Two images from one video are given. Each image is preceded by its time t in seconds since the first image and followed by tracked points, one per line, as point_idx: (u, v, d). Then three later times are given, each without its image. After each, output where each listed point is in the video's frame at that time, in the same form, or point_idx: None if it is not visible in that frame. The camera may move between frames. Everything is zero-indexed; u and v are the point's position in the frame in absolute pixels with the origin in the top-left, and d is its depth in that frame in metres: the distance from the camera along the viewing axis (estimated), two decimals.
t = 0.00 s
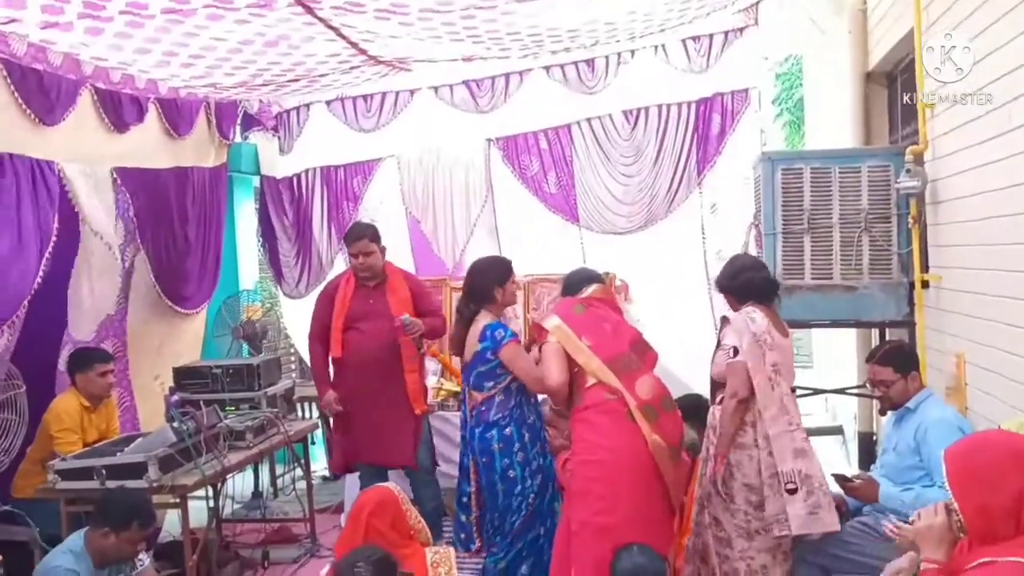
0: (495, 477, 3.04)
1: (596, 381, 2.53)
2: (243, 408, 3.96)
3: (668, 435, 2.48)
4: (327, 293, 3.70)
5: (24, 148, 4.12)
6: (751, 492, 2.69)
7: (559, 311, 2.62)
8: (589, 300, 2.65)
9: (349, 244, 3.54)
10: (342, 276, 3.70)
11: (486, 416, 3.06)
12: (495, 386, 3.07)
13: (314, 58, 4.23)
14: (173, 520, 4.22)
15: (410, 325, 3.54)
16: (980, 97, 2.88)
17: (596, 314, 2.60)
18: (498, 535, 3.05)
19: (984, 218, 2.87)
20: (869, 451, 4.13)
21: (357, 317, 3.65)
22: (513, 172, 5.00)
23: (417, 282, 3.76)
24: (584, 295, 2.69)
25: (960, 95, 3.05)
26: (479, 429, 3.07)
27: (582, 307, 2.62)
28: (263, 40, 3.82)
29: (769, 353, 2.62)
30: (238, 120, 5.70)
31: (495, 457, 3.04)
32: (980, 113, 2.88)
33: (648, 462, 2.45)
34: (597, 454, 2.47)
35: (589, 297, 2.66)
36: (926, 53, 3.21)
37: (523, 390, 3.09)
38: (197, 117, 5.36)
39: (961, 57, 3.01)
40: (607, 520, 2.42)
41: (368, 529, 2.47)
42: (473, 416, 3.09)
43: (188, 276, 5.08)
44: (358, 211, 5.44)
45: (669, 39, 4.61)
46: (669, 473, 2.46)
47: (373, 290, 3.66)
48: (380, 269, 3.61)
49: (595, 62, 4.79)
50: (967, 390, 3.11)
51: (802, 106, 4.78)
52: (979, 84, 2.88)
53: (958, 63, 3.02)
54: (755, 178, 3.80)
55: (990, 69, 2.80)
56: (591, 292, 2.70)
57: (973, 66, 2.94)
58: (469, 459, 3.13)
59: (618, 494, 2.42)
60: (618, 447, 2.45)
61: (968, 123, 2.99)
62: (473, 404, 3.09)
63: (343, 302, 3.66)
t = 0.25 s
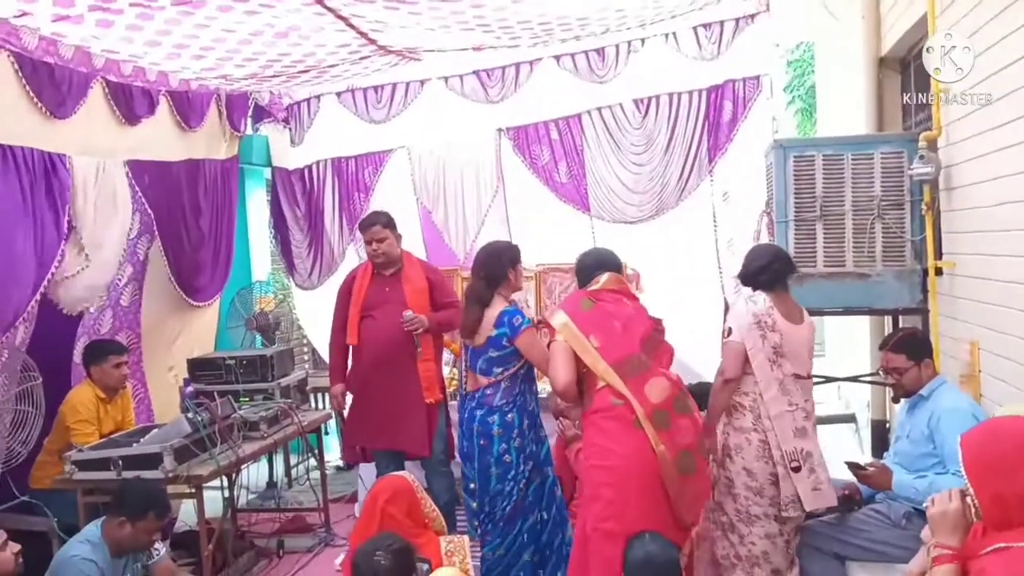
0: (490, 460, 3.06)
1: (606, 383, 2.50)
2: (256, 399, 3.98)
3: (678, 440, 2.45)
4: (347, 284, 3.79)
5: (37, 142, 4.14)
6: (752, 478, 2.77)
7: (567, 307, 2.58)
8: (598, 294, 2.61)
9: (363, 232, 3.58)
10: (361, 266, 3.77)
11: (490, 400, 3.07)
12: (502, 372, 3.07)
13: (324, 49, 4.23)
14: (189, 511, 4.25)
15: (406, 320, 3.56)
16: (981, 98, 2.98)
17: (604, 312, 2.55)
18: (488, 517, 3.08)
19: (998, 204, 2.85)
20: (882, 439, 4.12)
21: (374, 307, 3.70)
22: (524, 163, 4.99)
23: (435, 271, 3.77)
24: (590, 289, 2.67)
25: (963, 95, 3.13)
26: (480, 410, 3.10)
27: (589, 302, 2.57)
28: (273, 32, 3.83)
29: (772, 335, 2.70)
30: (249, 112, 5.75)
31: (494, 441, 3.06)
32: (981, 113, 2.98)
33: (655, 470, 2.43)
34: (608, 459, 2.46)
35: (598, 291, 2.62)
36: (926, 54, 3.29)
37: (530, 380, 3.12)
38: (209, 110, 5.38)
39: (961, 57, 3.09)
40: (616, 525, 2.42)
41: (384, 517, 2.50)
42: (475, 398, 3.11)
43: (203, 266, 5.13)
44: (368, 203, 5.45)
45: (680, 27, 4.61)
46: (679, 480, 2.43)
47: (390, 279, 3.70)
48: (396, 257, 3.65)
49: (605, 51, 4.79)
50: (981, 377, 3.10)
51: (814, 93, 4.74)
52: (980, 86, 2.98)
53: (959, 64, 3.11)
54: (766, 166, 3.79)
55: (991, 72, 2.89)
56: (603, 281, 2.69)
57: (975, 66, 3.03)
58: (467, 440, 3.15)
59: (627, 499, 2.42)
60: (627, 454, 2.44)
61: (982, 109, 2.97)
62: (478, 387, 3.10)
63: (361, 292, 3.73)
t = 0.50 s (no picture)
0: (496, 450, 3.06)
1: (609, 388, 2.48)
2: (262, 392, 4.00)
3: (686, 444, 2.44)
4: (362, 275, 3.79)
5: (40, 137, 4.13)
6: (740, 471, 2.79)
7: (568, 308, 2.54)
8: (599, 292, 2.55)
9: (377, 221, 3.57)
10: (377, 257, 3.77)
11: (498, 391, 3.07)
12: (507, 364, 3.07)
13: (327, 42, 4.22)
14: (195, 504, 4.26)
15: (408, 313, 3.56)
16: (980, 97, 3.02)
17: (606, 312, 2.51)
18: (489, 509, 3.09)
19: (1004, 195, 2.84)
20: (887, 431, 4.12)
21: (386, 298, 3.70)
22: (528, 156, 4.98)
23: (450, 263, 3.76)
24: (590, 285, 2.60)
25: (964, 95, 3.18)
26: (486, 402, 3.08)
27: (590, 303, 2.52)
28: (275, 24, 3.82)
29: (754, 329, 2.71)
30: (252, 105, 5.71)
31: (501, 432, 3.06)
32: (980, 112, 3.03)
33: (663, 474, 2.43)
34: (615, 463, 2.45)
35: (598, 288, 2.55)
36: (928, 54, 3.33)
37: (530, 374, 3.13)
38: (212, 103, 5.38)
39: (961, 57, 3.13)
40: (622, 525, 2.43)
41: (391, 508, 2.50)
42: (481, 390, 3.08)
43: (205, 263, 5.12)
44: (372, 196, 5.45)
45: (684, 18, 4.56)
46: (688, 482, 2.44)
47: (404, 271, 3.71)
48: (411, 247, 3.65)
49: (608, 43, 4.76)
50: (986, 367, 3.09)
51: (818, 85, 4.73)
52: (980, 86, 3.03)
53: (959, 63, 3.14)
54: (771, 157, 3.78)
55: (990, 72, 2.93)
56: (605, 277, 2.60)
57: (974, 66, 3.07)
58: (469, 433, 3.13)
59: (632, 500, 2.43)
60: (631, 457, 2.43)
61: (988, 99, 2.95)
62: (483, 379, 3.08)
63: (375, 282, 3.73)
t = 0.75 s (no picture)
0: (507, 442, 3.04)
1: (607, 389, 2.33)
2: (262, 384, 3.99)
3: (690, 442, 2.27)
4: (375, 265, 3.80)
5: (39, 129, 4.12)
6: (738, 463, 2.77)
7: (566, 305, 2.39)
8: (597, 288, 2.38)
9: (389, 211, 3.56)
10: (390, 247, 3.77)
11: (503, 380, 3.05)
12: (510, 353, 3.06)
13: (325, 32, 4.21)
14: (196, 496, 4.26)
15: (416, 307, 3.55)
16: (980, 97, 3.03)
17: (604, 309, 2.34)
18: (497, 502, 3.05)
19: (1005, 184, 2.83)
20: (887, 421, 4.13)
21: (397, 288, 3.70)
22: (528, 147, 4.97)
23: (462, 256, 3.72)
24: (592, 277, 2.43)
25: (963, 96, 3.19)
26: (492, 394, 3.05)
27: (587, 300, 2.36)
28: (273, 14, 3.80)
29: (735, 325, 2.78)
30: (251, 96, 5.76)
31: (511, 423, 3.04)
32: (981, 112, 3.03)
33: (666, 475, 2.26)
34: (614, 461, 2.29)
35: (597, 284, 2.39)
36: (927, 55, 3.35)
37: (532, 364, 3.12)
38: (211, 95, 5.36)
39: (961, 57, 3.14)
40: (623, 523, 2.26)
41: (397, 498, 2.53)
42: (484, 380, 3.07)
43: (206, 254, 5.11)
44: (372, 187, 5.43)
45: (685, 8, 4.54)
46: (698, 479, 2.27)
47: (415, 262, 3.71)
48: (422, 238, 3.64)
49: (609, 33, 4.74)
50: (987, 357, 3.08)
51: (819, 76, 4.69)
52: (980, 86, 3.03)
53: (958, 63, 3.15)
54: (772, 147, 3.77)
55: (990, 71, 2.94)
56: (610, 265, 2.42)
57: (974, 65, 3.08)
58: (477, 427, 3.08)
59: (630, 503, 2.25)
60: (626, 460, 2.27)
61: (990, 90, 2.94)
62: (488, 370, 3.06)
63: (387, 273, 3.74)
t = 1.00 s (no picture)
0: (514, 437, 3.01)
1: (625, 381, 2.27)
2: (259, 375, 3.98)
3: (710, 434, 2.18)
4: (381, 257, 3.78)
5: (34, 119, 4.10)
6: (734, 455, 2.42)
7: (586, 294, 2.34)
8: (620, 276, 2.32)
9: (399, 204, 3.55)
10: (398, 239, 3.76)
11: (512, 377, 3.03)
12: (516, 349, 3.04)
13: (321, 22, 4.19)
14: (193, 488, 4.26)
15: (420, 302, 3.57)
16: (981, 97, 2.99)
17: (626, 300, 2.28)
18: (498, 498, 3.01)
19: (1001, 174, 2.83)
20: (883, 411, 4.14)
21: (401, 281, 3.69)
22: (526, 137, 4.97)
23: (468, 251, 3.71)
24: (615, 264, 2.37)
25: (963, 96, 3.16)
26: (501, 390, 3.02)
27: (609, 290, 2.30)
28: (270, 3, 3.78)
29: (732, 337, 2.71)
30: (247, 86, 5.70)
31: (519, 419, 3.02)
32: (982, 113, 2.99)
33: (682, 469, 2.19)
34: (625, 453, 2.24)
35: (620, 272, 2.32)
36: (927, 54, 3.31)
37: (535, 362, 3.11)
38: (206, 85, 5.34)
39: (962, 57, 3.12)
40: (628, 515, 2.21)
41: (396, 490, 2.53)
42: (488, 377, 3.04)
43: (203, 246, 5.11)
44: (369, 178, 5.42)
45: None
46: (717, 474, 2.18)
47: (421, 255, 3.69)
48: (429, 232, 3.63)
49: (607, 22, 4.73)
50: (984, 347, 3.08)
51: (816, 66, 4.64)
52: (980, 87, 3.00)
53: (959, 63, 3.13)
54: (770, 137, 3.77)
55: (990, 70, 2.92)
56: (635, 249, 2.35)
57: (974, 67, 3.05)
58: (484, 422, 3.03)
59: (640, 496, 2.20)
60: (641, 452, 2.21)
61: (987, 79, 2.94)
62: (494, 368, 3.03)
63: (393, 265, 3.72)
